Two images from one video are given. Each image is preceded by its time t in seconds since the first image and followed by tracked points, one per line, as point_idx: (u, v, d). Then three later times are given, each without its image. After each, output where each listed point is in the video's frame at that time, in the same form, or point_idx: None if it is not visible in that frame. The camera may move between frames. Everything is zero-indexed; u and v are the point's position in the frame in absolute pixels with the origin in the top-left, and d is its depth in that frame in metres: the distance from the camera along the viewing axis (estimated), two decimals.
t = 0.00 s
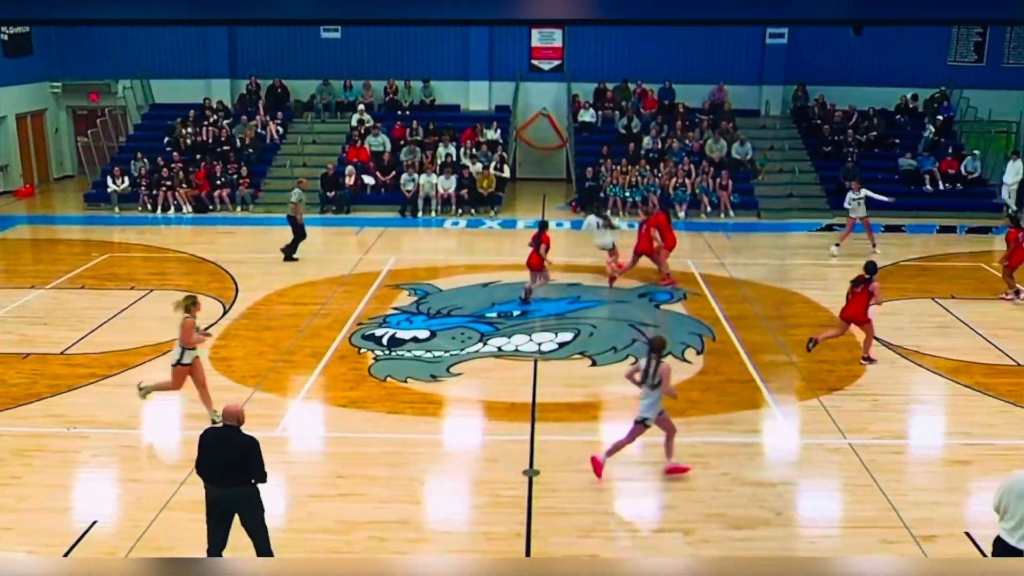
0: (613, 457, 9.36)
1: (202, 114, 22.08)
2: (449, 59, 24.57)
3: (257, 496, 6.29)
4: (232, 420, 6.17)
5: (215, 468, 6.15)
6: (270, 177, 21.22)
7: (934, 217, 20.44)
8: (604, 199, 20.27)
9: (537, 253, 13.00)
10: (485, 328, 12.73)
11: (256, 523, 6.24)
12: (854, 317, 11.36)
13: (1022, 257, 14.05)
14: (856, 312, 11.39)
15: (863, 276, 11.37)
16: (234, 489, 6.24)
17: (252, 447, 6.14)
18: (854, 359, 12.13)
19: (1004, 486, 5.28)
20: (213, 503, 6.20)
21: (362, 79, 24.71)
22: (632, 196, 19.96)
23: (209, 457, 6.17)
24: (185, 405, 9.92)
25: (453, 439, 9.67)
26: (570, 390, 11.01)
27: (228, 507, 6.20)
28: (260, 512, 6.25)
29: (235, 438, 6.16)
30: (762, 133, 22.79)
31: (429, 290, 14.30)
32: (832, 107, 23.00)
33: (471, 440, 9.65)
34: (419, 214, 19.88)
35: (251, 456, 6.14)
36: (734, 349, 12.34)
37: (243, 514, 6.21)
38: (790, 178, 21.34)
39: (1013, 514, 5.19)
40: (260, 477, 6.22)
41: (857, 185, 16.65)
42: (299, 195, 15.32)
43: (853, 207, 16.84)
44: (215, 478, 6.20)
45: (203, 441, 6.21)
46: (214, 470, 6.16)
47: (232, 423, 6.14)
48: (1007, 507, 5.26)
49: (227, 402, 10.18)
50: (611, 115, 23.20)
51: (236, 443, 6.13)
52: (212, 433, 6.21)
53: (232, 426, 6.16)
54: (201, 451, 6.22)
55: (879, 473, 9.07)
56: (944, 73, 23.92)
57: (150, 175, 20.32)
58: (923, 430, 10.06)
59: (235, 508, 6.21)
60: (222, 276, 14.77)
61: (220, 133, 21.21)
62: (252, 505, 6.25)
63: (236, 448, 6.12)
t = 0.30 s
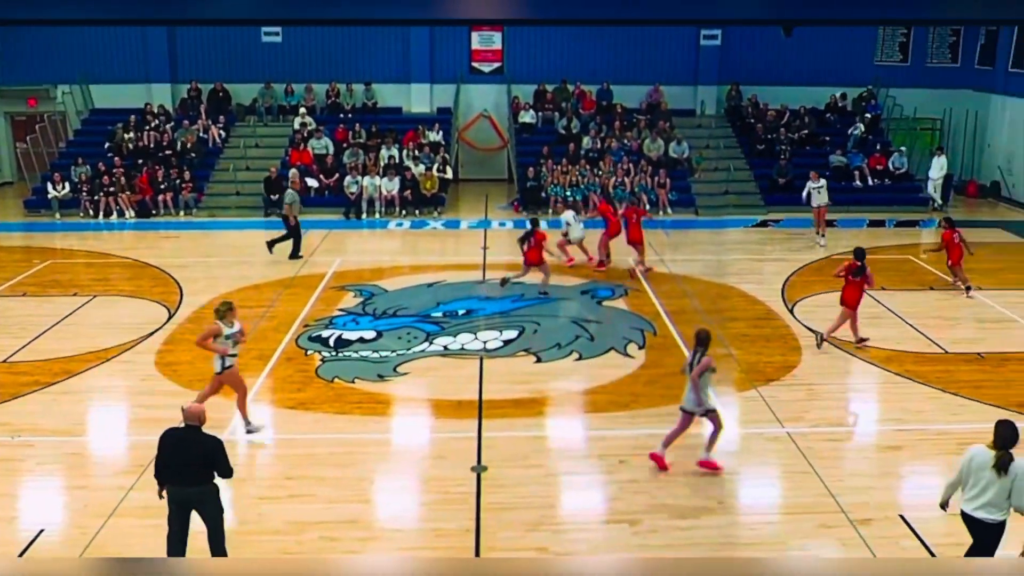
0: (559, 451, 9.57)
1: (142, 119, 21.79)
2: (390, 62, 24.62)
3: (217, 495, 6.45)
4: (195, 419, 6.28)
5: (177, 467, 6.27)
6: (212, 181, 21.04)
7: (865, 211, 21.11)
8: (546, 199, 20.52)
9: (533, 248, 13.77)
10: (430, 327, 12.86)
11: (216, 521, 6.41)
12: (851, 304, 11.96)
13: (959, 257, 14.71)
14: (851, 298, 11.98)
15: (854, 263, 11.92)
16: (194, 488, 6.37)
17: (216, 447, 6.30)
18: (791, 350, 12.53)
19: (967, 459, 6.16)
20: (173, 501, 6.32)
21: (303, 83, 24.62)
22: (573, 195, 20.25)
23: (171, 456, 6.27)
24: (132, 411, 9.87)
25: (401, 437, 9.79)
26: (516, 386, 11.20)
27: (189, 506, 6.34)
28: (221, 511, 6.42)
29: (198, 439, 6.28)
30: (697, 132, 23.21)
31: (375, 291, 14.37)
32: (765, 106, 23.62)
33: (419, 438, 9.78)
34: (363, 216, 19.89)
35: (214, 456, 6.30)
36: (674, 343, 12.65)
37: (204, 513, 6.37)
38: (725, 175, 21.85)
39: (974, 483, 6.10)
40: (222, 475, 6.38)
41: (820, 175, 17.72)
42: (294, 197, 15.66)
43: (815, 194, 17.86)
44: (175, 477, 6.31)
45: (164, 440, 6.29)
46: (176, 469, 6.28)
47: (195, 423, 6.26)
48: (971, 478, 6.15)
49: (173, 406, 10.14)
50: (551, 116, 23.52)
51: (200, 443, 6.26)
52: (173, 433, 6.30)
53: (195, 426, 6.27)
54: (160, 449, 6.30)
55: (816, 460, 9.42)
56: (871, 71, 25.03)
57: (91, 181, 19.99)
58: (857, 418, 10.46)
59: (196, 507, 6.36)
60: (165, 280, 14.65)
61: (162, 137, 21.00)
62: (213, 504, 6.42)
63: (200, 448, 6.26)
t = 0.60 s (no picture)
0: (496, 449, 9.76)
1: (69, 127, 21.35)
2: (320, 68, 24.53)
3: (154, 505, 6.47)
4: (132, 430, 6.30)
5: (113, 478, 6.29)
6: (142, 189, 20.72)
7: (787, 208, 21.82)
8: (478, 201, 20.68)
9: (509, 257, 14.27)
10: (366, 330, 12.93)
11: (152, 532, 6.42)
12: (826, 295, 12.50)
13: (873, 237, 15.66)
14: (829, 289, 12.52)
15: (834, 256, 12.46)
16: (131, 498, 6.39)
17: (153, 458, 6.32)
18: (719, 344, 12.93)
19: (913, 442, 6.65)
20: (109, 513, 6.33)
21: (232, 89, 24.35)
22: (504, 197, 20.47)
23: (107, 467, 6.28)
24: (65, 423, 9.75)
25: (339, 440, 9.87)
26: (452, 386, 11.36)
27: (125, 517, 6.35)
28: (158, 521, 6.43)
29: (135, 450, 6.30)
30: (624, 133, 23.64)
31: (310, 295, 14.38)
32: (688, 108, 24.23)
33: (358, 440, 9.87)
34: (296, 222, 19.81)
35: (151, 468, 6.32)
36: (607, 340, 12.95)
37: (140, 523, 6.38)
38: (652, 175, 22.35)
39: (923, 464, 6.61)
40: (159, 487, 6.40)
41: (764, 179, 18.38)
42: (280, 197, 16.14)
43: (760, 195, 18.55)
44: (111, 487, 6.32)
45: (101, 451, 6.31)
46: (112, 480, 6.29)
47: (132, 435, 6.28)
48: (920, 459, 6.66)
49: (108, 416, 10.04)
50: (481, 120, 23.71)
51: (136, 455, 6.28)
52: (111, 443, 6.32)
53: (133, 438, 6.29)
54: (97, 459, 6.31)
55: (746, 449, 9.79)
56: (789, 74, 25.84)
57: (15, 190, 19.49)
58: (783, 408, 10.87)
59: (132, 518, 6.37)
60: (95, 290, 14.42)
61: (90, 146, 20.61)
62: (150, 514, 6.43)
63: (136, 459, 6.27)
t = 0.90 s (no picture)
0: (441, 451, 9.84)
1: None
2: (256, 74, 24.31)
3: (93, 518, 6.41)
4: (69, 442, 6.25)
5: (50, 492, 6.23)
6: (78, 198, 20.30)
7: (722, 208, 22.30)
8: (417, 206, 20.70)
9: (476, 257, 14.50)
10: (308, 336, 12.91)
11: (91, 545, 6.35)
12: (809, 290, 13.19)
13: (800, 233, 16.16)
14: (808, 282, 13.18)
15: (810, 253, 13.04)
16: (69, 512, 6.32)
17: (90, 470, 6.28)
18: (658, 342, 13.19)
19: (869, 427, 6.98)
20: (46, 527, 6.25)
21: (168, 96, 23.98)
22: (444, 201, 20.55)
23: (44, 481, 6.22)
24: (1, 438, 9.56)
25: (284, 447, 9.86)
26: (396, 390, 11.40)
27: (63, 531, 6.28)
28: (97, 534, 6.37)
29: (71, 463, 6.26)
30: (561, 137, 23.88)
31: (251, 302, 14.28)
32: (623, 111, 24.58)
33: (302, 446, 9.87)
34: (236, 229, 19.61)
35: (88, 480, 6.28)
36: (548, 340, 13.13)
37: (79, 537, 6.31)
38: (590, 178, 22.63)
39: (880, 448, 6.99)
40: (98, 499, 6.35)
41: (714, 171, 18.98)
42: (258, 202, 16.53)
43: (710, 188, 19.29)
44: (48, 502, 6.26)
45: (38, 465, 6.25)
46: (48, 495, 6.23)
47: (69, 447, 6.24)
48: (875, 443, 7.02)
49: (46, 429, 9.88)
50: (419, 125, 23.77)
51: (74, 467, 6.24)
52: (48, 457, 6.27)
53: (70, 451, 6.25)
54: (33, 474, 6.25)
55: (686, 445, 10.02)
56: (721, 76, 26.21)
57: None
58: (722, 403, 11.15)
59: (70, 531, 6.30)
60: (30, 301, 14.13)
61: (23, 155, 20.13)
62: (88, 528, 6.37)
63: (73, 472, 6.23)
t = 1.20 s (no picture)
0: (381, 459, 9.82)
1: None
2: (183, 83, 23.90)
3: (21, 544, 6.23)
4: None
5: None
6: None
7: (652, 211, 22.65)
8: (350, 213, 20.57)
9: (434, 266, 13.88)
10: (243, 347, 12.76)
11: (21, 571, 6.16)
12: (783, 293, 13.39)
13: (731, 232, 16.68)
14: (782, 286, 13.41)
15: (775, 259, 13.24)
16: None
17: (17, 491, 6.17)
18: (593, 344, 13.36)
19: (830, 425, 7.18)
20: None
21: (92, 106, 23.42)
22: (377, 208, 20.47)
23: None
24: None
25: (220, 459, 9.73)
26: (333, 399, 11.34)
27: None
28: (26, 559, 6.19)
29: None
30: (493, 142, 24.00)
31: (182, 314, 14.05)
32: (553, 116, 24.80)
33: (238, 458, 9.76)
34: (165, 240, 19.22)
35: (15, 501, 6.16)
36: (485, 345, 13.19)
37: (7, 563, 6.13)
38: (522, 182, 22.80)
39: (841, 443, 7.23)
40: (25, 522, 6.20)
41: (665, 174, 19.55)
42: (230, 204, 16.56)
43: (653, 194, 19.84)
44: None
45: None
46: None
47: None
48: (835, 439, 7.25)
49: None
50: (350, 132, 23.65)
51: None
52: None
53: None
54: None
55: (624, 445, 10.16)
56: (648, 81, 26.69)
57: None
58: (658, 402, 11.34)
59: None
60: None
61: None
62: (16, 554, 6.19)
63: None
